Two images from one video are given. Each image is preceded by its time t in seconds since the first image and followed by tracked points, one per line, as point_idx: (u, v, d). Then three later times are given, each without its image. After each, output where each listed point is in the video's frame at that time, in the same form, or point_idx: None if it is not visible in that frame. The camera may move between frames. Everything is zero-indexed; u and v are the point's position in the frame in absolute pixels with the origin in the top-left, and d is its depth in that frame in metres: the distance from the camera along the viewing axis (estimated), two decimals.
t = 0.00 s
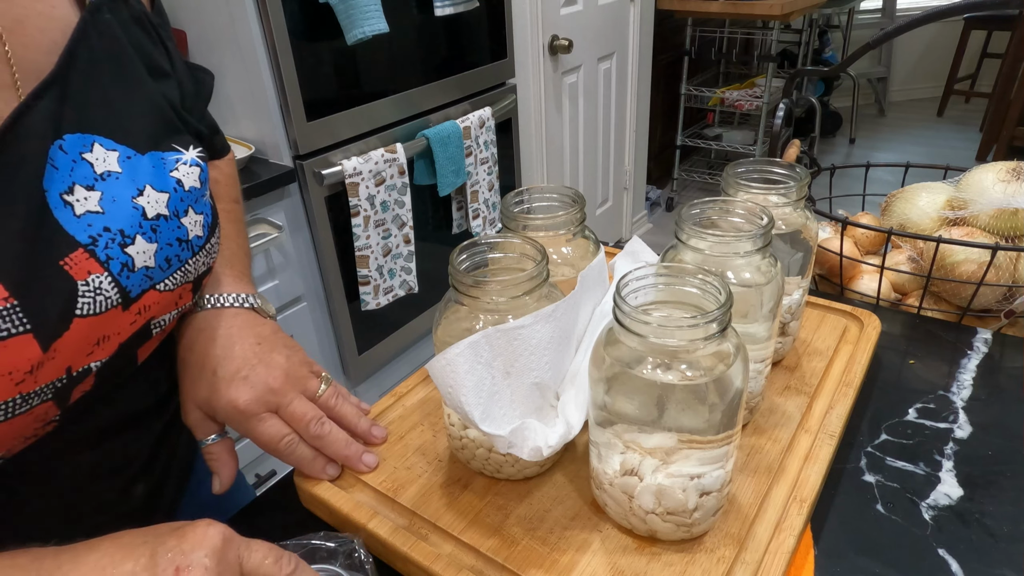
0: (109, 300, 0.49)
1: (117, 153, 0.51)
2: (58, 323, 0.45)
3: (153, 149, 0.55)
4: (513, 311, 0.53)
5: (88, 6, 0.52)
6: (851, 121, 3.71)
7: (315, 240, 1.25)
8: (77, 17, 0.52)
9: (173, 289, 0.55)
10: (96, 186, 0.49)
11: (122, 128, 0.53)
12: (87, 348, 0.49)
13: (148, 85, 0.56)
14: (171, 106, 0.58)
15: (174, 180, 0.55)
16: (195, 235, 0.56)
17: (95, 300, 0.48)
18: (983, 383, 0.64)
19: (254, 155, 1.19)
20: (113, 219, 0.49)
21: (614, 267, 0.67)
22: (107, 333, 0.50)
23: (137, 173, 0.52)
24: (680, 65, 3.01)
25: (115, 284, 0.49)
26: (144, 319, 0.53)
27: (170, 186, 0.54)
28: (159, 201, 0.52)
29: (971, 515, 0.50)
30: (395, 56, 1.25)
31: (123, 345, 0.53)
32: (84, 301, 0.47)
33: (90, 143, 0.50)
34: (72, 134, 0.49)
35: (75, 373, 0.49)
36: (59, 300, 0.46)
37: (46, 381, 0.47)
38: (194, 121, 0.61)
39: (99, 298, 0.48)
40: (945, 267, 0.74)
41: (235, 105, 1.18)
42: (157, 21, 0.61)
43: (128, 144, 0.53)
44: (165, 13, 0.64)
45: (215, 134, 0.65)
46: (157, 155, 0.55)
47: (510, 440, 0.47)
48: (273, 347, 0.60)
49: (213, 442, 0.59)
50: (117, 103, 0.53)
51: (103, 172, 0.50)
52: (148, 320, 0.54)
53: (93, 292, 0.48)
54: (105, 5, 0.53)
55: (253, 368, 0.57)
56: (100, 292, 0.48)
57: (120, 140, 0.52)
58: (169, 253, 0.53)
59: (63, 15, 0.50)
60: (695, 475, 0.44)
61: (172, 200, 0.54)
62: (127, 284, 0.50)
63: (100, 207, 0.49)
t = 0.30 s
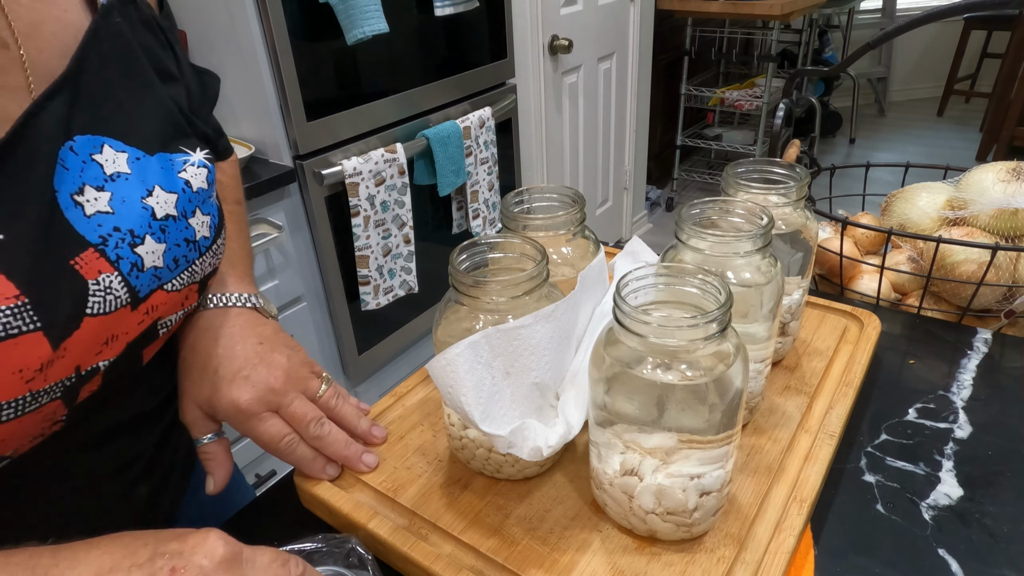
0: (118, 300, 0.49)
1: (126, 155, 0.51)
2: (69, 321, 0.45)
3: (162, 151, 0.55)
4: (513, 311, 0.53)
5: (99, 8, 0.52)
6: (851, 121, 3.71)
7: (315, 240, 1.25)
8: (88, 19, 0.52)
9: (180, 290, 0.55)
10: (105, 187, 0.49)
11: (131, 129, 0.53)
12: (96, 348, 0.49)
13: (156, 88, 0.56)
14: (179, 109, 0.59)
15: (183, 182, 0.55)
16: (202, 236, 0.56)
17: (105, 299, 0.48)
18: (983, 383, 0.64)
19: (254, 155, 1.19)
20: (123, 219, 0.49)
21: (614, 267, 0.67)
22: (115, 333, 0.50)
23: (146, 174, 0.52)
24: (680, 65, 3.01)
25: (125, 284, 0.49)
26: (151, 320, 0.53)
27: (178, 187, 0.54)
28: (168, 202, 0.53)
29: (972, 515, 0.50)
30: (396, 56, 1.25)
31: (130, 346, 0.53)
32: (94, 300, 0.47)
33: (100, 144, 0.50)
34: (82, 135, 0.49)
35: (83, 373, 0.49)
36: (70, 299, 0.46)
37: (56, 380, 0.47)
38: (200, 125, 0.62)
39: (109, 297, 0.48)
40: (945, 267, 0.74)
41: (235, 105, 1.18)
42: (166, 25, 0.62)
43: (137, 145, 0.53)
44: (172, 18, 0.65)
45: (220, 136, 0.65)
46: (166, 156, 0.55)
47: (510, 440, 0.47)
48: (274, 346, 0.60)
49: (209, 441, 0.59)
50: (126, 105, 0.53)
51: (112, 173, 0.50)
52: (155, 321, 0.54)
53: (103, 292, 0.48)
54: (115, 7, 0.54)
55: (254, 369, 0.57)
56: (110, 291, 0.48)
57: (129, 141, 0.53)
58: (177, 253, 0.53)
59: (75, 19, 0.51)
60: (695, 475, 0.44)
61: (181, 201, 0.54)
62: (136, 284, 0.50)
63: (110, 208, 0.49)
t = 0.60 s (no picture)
0: (135, 293, 0.50)
1: (140, 150, 0.52)
2: (89, 313, 0.46)
3: (173, 146, 0.55)
4: (513, 311, 0.53)
5: (111, 6, 0.53)
6: (851, 122, 3.71)
7: (315, 240, 1.25)
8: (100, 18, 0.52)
9: (191, 284, 0.56)
10: (120, 181, 0.50)
11: (145, 126, 0.54)
12: (112, 341, 0.50)
13: (166, 86, 0.57)
14: (190, 107, 0.59)
15: (195, 177, 0.56)
16: (213, 232, 0.57)
17: (122, 293, 0.49)
18: (983, 383, 0.64)
19: (254, 155, 1.20)
20: (137, 213, 0.50)
21: (614, 267, 0.67)
22: (131, 326, 0.51)
23: (159, 169, 0.53)
24: (680, 65, 3.01)
25: (140, 278, 0.50)
26: (163, 314, 0.54)
27: (191, 182, 0.55)
28: (181, 197, 0.53)
29: (971, 515, 0.50)
30: (395, 56, 1.25)
31: (145, 339, 0.54)
32: (113, 294, 0.48)
33: (114, 140, 0.50)
34: (97, 131, 0.49)
35: (100, 365, 0.50)
36: (89, 291, 0.46)
37: (75, 372, 0.48)
38: (209, 123, 0.62)
39: (126, 291, 0.49)
40: (945, 267, 0.74)
41: (235, 105, 1.18)
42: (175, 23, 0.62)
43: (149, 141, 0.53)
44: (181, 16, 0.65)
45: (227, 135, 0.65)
46: (177, 152, 0.55)
47: (510, 440, 0.47)
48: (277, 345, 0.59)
49: (208, 437, 0.59)
50: (137, 103, 0.54)
51: (126, 167, 0.50)
52: (167, 315, 0.55)
53: (120, 285, 0.49)
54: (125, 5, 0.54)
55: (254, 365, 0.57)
56: (127, 284, 0.49)
57: (142, 138, 0.53)
58: (190, 248, 0.54)
59: (87, 17, 0.51)
60: (695, 475, 0.44)
61: (193, 196, 0.55)
62: (151, 278, 0.51)
63: (125, 202, 0.50)
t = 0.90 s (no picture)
0: (157, 284, 0.51)
1: (159, 143, 0.53)
2: (116, 302, 0.47)
3: (190, 140, 0.56)
4: (513, 311, 0.53)
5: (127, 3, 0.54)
6: (851, 122, 3.70)
7: (315, 240, 1.25)
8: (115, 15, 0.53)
9: (209, 277, 0.57)
10: (142, 174, 0.51)
11: (165, 120, 0.55)
12: (137, 331, 0.51)
13: (183, 82, 0.57)
14: (203, 103, 0.60)
15: (211, 171, 0.57)
16: (229, 225, 0.59)
17: (146, 283, 0.50)
18: (983, 383, 0.64)
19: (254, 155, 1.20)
20: (159, 205, 0.51)
21: (614, 267, 0.67)
22: (154, 317, 0.52)
23: (178, 163, 0.54)
24: (680, 65, 3.01)
25: (162, 269, 0.51)
26: (183, 306, 0.55)
27: (208, 176, 0.56)
28: (199, 190, 0.55)
29: (971, 515, 0.50)
30: (396, 56, 1.25)
31: (165, 330, 0.55)
32: (137, 283, 0.49)
33: (134, 133, 0.51)
34: (118, 124, 0.50)
35: (126, 355, 0.51)
36: (116, 281, 0.48)
37: (104, 362, 0.49)
38: (222, 118, 0.63)
39: (149, 281, 0.50)
40: (945, 267, 0.74)
41: (236, 105, 1.18)
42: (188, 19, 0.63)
43: (168, 135, 0.54)
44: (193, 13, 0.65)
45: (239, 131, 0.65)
46: (194, 145, 0.56)
47: (510, 440, 0.47)
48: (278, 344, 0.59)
49: (206, 434, 0.59)
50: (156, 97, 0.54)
51: (147, 160, 0.52)
52: (186, 307, 0.56)
53: (144, 276, 0.50)
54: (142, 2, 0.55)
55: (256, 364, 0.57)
56: (150, 275, 0.50)
57: (161, 131, 0.54)
58: (208, 240, 0.55)
59: (105, 14, 0.52)
60: (695, 475, 0.44)
61: (211, 189, 0.56)
62: (172, 269, 0.52)
63: (147, 194, 0.51)
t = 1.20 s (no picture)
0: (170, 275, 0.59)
1: (170, 140, 0.60)
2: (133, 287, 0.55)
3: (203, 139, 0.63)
4: (513, 311, 0.53)
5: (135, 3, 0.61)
6: (851, 122, 3.70)
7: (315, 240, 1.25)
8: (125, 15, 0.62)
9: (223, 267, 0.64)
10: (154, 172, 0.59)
11: (177, 117, 0.61)
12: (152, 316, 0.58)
13: (189, 77, 0.64)
14: (211, 97, 0.66)
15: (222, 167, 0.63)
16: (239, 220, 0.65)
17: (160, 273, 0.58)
18: (983, 383, 0.64)
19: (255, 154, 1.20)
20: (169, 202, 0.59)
21: (614, 267, 0.67)
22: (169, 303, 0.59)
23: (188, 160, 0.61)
24: (680, 65, 3.02)
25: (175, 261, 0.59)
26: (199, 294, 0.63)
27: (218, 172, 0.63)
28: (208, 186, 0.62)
29: (972, 515, 0.50)
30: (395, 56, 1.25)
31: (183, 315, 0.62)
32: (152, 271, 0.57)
33: (147, 132, 0.59)
34: (133, 123, 0.58)
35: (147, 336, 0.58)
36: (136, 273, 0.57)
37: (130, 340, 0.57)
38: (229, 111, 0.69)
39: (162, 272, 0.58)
40: (944, 267, 0.74)
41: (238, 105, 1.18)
42: (191, 16, 0.69)
43: (179, 131, 0.61)
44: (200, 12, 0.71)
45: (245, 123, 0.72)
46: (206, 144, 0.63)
47: (510, 440, 0.47)
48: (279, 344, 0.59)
49: (202, 433, 0.60)
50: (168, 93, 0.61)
51: (159, 157, 0.59)
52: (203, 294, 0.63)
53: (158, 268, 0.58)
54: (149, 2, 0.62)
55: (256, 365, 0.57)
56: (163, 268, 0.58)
57: (172, 128, 0.61)
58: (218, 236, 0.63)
59: (115, 11, 0.61)
60: (695, 475, 0.44)
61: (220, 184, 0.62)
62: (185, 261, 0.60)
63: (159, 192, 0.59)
